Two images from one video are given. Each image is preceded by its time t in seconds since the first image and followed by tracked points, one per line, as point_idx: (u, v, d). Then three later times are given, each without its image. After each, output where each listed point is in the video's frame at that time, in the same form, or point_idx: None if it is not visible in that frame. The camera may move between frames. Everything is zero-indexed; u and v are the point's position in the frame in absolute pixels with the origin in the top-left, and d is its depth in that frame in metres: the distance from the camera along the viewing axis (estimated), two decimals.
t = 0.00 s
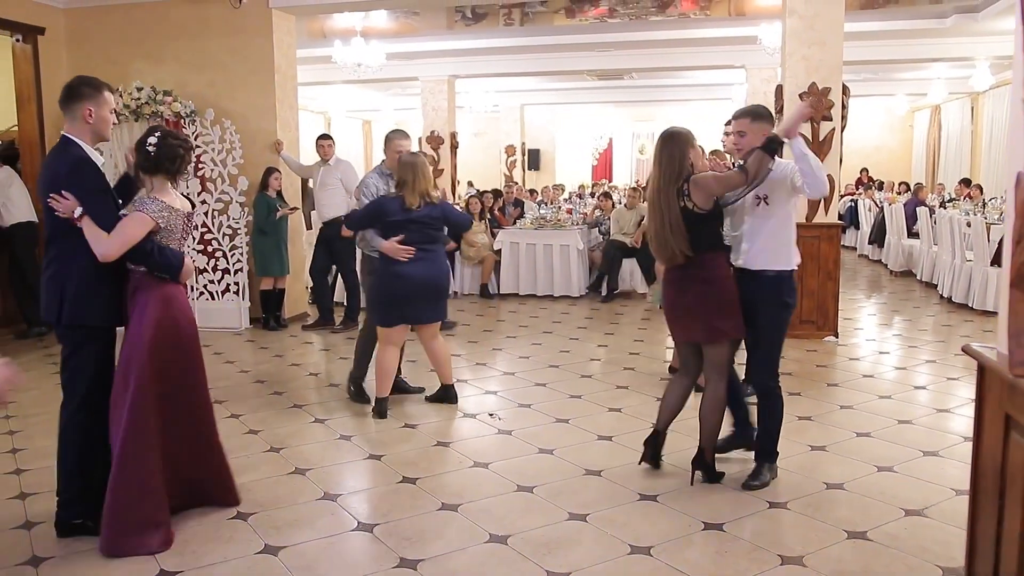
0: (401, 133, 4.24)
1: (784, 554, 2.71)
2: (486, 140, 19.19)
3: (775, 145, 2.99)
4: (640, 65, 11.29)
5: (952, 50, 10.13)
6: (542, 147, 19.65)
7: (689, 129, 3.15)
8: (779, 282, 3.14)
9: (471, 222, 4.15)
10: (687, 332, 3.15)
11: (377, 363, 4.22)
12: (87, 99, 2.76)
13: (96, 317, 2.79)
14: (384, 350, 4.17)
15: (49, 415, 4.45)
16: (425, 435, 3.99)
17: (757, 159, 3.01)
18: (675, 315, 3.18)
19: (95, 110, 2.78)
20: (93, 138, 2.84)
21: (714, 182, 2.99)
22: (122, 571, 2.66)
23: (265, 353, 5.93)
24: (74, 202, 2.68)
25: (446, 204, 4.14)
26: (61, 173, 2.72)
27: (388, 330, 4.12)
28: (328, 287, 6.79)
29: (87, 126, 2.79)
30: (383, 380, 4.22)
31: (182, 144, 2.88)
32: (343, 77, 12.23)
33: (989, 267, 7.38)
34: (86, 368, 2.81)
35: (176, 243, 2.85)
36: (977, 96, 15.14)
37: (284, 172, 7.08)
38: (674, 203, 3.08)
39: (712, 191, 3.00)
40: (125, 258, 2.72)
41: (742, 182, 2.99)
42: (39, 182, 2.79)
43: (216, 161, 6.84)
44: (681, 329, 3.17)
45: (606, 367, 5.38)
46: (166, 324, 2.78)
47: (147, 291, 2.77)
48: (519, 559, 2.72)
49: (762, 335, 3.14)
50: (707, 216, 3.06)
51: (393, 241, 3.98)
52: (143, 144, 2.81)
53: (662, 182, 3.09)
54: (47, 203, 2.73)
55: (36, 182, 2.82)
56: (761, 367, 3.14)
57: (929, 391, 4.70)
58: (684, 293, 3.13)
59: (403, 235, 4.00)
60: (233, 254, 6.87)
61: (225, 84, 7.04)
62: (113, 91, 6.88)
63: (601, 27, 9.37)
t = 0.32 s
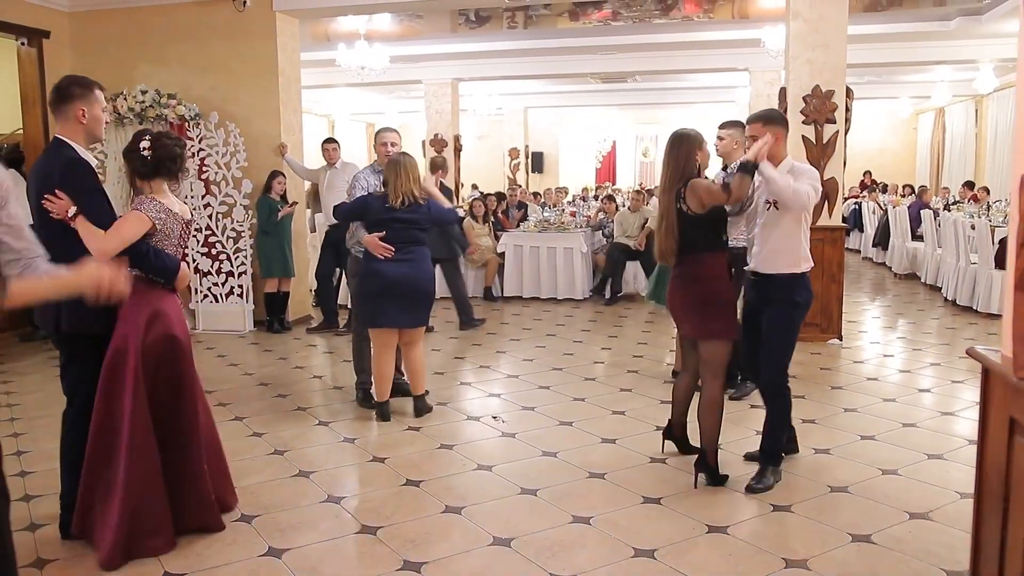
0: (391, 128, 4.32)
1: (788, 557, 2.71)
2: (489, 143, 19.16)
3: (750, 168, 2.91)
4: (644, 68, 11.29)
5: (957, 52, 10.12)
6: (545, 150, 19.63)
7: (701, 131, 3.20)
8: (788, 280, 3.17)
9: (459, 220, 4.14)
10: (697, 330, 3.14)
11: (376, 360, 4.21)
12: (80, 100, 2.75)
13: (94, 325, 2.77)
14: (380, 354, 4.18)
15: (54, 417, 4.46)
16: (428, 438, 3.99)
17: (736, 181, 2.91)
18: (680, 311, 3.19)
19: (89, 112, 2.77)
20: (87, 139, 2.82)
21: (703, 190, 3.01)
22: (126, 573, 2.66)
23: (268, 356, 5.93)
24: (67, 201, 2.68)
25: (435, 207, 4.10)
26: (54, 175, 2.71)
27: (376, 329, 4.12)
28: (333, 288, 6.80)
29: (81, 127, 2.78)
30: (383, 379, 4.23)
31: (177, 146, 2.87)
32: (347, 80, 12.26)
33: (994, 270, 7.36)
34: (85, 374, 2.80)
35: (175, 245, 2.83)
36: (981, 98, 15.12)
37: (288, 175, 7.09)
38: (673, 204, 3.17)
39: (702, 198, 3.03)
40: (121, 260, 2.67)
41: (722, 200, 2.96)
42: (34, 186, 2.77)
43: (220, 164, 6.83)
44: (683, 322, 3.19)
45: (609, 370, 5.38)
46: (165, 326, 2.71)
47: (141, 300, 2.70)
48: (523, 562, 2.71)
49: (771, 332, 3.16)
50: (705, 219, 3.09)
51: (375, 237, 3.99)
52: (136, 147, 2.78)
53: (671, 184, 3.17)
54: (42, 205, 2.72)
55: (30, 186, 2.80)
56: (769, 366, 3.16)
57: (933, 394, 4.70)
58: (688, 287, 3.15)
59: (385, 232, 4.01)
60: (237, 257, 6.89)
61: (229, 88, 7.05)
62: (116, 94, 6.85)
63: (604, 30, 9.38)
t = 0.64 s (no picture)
0: (405, 133, 4.33)
1: (798, 560, 2.70)
2: (499, 144, 19.21)
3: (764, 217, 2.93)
4: (654, 69, 11.28)
5: (969, 53, 10.06)
6: (555, 151, 19.65)
7: (712, 132, 3.21)
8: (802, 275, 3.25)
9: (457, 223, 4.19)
10: (698, 330, 3.24)
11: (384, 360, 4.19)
12: (84, 105, 2.76)
13: (96, 329, 2.77)
14: (385, 352, 4.16)
15: (66, 417, 4.49)
16: (438, 439, 3.99)
17: (741, 221, 2.96)
18: (681, 312, 3.29)
19: (91, 117, 2.78)
20: (89, 144, 2.83)
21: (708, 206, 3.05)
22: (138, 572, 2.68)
23: (279, 356, 5.95)
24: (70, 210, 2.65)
25: (434, 212, 4.17)
26: (55, 180, 2.69)
27: (382, 332, 4.11)
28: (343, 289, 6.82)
29: (85, 132, 2.79)
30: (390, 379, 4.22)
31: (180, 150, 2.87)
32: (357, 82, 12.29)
33: (1006, 272, 7.32)
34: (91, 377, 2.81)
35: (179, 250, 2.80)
36: (994, 99, 15.04)
37: (298, 176, 7.11)
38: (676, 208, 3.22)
39: (703, 211, 3.09)
40: (125, 266, 2.65)
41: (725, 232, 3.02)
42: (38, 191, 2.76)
43: (231, 165, 6.85)
44: (688, 322, 3.27)
45: (618, 372, 5.37)
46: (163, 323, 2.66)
47: (140, 300, 2.67)
48: (532, 563, 2.71)
49: (785, 326, 3.25)
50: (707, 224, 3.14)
51: (387, 241, 4.00)
52: (142, 150, 2.75)
53: (676, 185, 3.19)
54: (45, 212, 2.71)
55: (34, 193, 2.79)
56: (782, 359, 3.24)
57: (945, 396, 4.67)
58: (685, 289, 3.23)
59: (398, 236, 4.03)
60: (248, 258, 6.90)
61: (240, 90, 7.08)
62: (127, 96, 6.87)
63: (614, 31, 9.38)
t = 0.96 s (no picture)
0: (427, 132, 4.34)
1: (812, 564, 2.68)
2: (512, 146, 19.21)
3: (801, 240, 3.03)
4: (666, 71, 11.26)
5: (984, 53, 10.00)
6: (568, 153, 19.65)
7: (733, 137, 3.26)
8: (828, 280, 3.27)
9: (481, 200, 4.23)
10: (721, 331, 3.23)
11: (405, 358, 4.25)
12: (92, 109, 2.79)
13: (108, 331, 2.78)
14: (407, 347, 4.23)
15: (80, 417, 4.51)
16: (451, 441, 3.99)
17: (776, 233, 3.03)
18: (701, 312, 3.31)
19: (98, 119, 2.80)
20: (99, 148, 2.86)
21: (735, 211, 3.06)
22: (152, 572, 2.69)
23: (291, 358, 5.97)
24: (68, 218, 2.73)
25: (456, 201, 4.18)
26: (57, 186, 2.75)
27: (416, 326, 4.13)
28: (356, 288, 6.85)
29: (94, 135, 2.81)
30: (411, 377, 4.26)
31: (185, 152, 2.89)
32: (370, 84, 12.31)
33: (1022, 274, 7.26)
34: (106, 375, 2.82)
35: (177, 250, 2.78)
36: (1009, 100, 14.94)
37: (311, 178, 7.13)
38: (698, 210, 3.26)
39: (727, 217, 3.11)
40: (120, 268, 2.67)
41: (757, 241, 3.09)
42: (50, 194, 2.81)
43: (244, 167, 6.87)
44: (709, 325, 3.28)
45: (631, 373, 5.36)
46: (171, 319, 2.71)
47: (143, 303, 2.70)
48: (544, 565, 2.71)
49: (805, 328, 3.28)
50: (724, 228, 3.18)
51: (412, 237, 4.03)
52: (147, 150, 2.75)
53: (696, 188, 3.24)
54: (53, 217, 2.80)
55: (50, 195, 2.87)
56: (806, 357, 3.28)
57: (960, 399, 4.64)
58: (707, 288, 3.27)
59: (422, 231, 4.06)
60: (261, 259, 6.94)
61: (253, 91, 7.11)
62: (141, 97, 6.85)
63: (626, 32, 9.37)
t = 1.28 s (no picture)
0: (438, 132, 4.34)
1: (825, 566, 2.67)
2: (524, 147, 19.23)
3: (835, 197, 2.90)
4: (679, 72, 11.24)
5: (999, 53, 9.94)
6: (580, 154, 19.66)
7: (769, 134, 3.25)
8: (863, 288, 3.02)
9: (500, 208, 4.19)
10: (760, 334, 3.22)
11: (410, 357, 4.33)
12: (86, 117, 2.80)
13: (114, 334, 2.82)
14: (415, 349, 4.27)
15: (95, 417, 4.54)
16: (462, 441, 4.00)
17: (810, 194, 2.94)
18: (745, 312, 3.26)
19: (93, 129, 2.81)
20: (104, 155, 2.89)
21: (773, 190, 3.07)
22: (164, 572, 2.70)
23: (304, 358, 5.99)
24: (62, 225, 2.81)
25: (465, 204, 4.11)
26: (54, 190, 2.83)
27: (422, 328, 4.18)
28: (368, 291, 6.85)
29: (98, 143, 2.84)
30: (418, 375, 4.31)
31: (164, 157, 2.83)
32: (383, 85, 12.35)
33: None
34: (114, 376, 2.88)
35: (163, 259, 2.78)
36: None
37: (324, 180, 7.15)
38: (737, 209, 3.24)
39: (769, 201, 3.08)
40: (112, 276, 2.73)
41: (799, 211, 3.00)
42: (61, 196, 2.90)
43: (257, 168, 6.89)
44: (749, 325, 3.25)
45: (643, 375, 5.35)
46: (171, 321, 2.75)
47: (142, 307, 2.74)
48: (555, 566, 2.71)
49: (838, 335, 3.10)
50: (763, 223, 3.16)
51: (413, 240, 4.10)
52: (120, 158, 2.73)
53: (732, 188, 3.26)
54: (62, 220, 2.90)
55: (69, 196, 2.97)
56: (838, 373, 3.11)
57: (975, 402, 4.60)
58: (750, 288, 3.23)
59: (423, 234, 4.10)
60: (274, 261, 6.94)
61: (266, 93, 7.14)
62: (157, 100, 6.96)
63: (639, 33, 9.37)
